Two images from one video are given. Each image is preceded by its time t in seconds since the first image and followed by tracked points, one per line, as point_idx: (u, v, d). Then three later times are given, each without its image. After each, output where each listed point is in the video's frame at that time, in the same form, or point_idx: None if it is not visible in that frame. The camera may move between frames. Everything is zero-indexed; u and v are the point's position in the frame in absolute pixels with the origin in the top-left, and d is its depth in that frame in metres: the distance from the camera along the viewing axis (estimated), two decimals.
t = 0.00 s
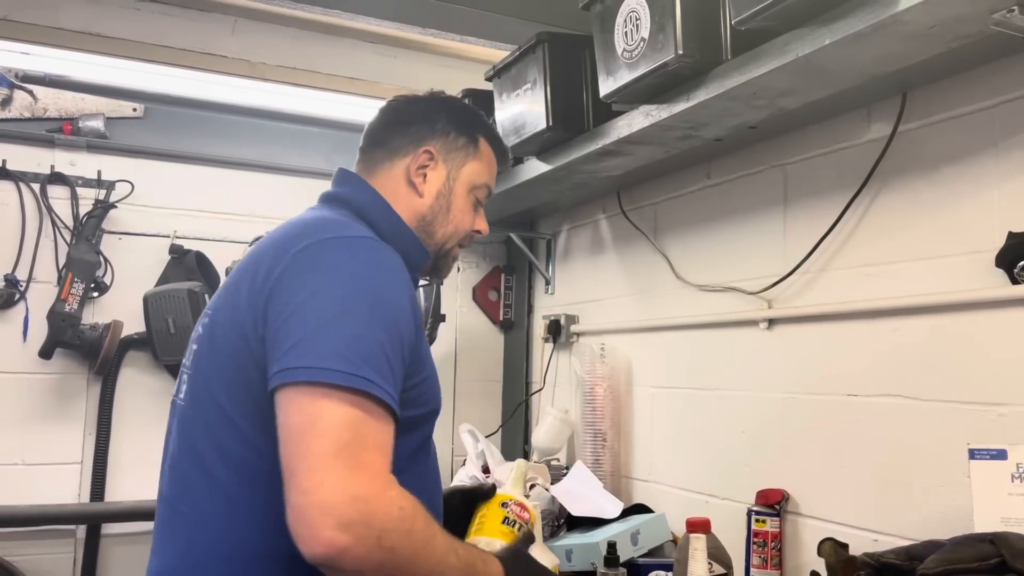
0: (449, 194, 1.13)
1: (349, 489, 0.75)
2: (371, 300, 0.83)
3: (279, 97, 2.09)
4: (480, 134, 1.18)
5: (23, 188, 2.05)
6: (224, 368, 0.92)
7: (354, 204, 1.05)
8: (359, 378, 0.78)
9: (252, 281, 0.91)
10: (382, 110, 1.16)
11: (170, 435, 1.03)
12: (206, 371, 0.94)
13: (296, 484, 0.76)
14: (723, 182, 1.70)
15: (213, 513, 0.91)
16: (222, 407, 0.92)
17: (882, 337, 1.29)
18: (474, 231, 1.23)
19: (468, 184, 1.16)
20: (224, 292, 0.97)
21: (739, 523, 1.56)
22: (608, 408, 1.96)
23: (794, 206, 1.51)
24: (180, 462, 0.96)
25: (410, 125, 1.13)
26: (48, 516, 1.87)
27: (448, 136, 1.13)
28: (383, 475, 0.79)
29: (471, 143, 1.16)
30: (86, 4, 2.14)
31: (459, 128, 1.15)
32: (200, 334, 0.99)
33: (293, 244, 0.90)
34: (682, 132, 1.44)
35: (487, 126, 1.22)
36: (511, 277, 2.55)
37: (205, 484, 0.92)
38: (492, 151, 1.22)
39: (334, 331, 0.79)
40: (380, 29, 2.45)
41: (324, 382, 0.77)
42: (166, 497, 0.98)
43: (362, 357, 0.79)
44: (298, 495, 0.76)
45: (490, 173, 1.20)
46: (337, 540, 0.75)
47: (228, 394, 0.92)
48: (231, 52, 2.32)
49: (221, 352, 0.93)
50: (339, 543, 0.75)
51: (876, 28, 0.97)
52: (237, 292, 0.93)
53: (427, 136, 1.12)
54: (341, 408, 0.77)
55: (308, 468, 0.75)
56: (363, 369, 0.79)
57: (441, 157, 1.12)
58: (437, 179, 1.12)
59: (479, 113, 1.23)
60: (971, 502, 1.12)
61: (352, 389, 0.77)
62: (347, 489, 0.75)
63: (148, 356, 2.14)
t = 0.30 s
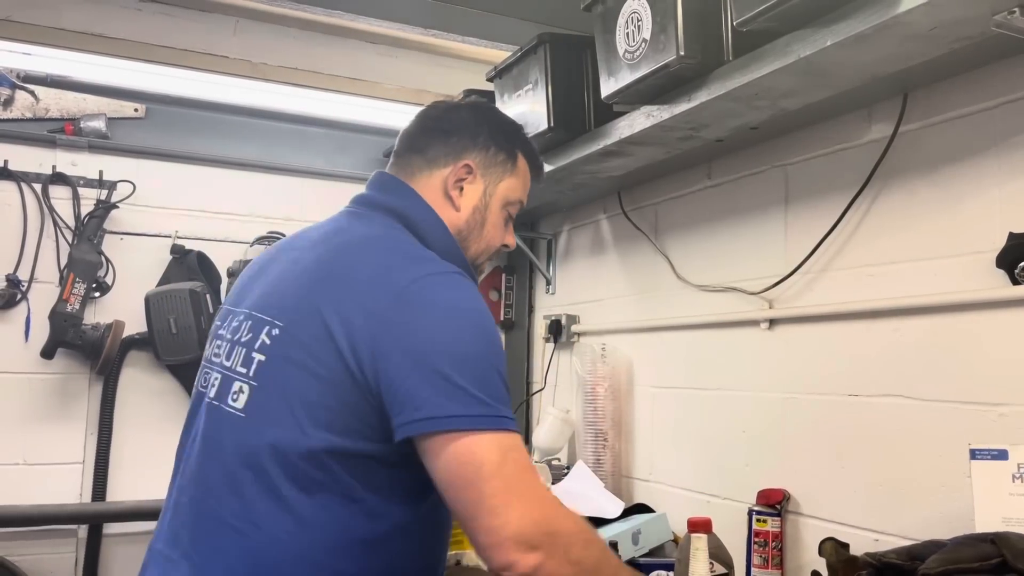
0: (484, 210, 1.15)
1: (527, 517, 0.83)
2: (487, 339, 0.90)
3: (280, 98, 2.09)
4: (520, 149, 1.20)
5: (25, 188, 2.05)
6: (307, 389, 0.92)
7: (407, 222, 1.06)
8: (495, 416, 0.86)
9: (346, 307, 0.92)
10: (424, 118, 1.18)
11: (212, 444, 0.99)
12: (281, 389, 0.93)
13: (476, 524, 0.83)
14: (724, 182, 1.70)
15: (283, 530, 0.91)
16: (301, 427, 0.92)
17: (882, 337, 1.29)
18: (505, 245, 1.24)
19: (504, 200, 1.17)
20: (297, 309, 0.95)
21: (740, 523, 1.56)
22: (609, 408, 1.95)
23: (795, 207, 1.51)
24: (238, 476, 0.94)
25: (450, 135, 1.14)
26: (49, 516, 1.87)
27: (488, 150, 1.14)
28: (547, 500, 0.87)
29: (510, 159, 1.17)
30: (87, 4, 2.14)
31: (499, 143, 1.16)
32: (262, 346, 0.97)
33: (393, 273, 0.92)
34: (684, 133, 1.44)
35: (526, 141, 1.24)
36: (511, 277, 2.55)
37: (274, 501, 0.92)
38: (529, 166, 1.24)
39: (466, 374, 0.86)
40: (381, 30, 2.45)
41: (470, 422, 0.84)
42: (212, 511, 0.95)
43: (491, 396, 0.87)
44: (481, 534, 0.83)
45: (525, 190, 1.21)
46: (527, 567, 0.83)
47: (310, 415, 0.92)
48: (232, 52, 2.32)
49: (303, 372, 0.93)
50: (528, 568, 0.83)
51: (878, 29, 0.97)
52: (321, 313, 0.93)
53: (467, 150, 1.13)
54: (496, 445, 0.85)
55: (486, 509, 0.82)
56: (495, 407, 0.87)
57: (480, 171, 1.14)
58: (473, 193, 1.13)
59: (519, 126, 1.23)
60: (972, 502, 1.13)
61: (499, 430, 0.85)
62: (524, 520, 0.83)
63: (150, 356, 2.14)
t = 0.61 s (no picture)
0: (501, 215, 1.16)
1: (592, 509, 0.90)
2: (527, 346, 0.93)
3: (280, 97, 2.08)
4: (538, 153, 1.21)
5: (25, 186, 2.05)
6: (345, 397, 0.92)
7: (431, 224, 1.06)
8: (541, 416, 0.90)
9: (385, 314, 0.92)
10: (441, 116, 1.17)
11: (239, 452, 0.97)
12: (318, 398, 0.93)
13: (547, 521, 0.88)
14: (724, 181, 1.71)
15: (321, 537, 0.91)
16: (338, 435, 0.92)
17: (882, 335, 1.30)
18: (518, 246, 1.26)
19: (520, 204, 1.19)
20: (332, 317, 0.95)
21: (739, 520, 1.56)
22: (608, 407, 1.95)
23: (795, 205, 1.51)
24: (271, 483, 0.94)
25: (471, 139, 1.14)
26: (50, 514, 1.88)
27: (506, 155, 1.14)
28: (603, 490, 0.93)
29: (527, 164, 1.18)
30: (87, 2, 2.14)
31: (517, 147, 1.16)
32: (295, 354, 0.96)
33: (431, 281, 0.93)
34: (684, 131, 1.44)
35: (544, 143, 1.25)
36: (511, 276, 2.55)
37: (308, 509, 0.91)
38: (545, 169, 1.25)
39: (509, 379, 0.89)
40: (382, 28, 2.46)
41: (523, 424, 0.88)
42: (241, 519, 0.94)
43: (535, 397, 0.91)
44: (553, 530, 0.88)
45: (540, 193, 1.23)
46: (595, 556, 0.90)
47: (348, 423, 0.92)
48: (232, 51, 2.32)
49: (338, 380, 0.93)
50: (594, 556, 0.90)
51: (878, 27, 0.97)
52: (358, 320, 0.93)
53: (487, 154, 1.13)
54: (558, 443, 0.90)
55: (556, 506, 0.88)
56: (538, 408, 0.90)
57: (498, 177, 1.14)
58: (492, 199, 1.14)
59: (536, 125, 1.22)
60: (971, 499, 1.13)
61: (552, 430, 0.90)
62: (589, 512, 0.89)
63: (150, 354, 2.14)
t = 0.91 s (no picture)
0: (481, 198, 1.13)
1: (445, 523, 0.79)
2: (448, 326, 0.84)
3: (279, 94, 2.11)
4: (518, 134, 1.17)
5: (22, 184, 2.05)
6: (278, 382, 0.91)
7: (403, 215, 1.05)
8: (442, 408, 0.81)
9: (317, 300, 0.91)
10: (420, 108, 1.17)
11: (210, 441, 1.00)
12: (258, 385, 0.93)
13: (383, 523, 0.81)
14: (720, 179, 1.71)
15: (268, 527, 0.91)
16: (276, 420, 0.91)
17: (878, 333, 1.30)
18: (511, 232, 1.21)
19: (503, 186, 1.15)
20: (278, 302, 0.95)
21: (735, 517, 1.57)
22: (605, 404, 1.96)
23: (791, 202, 1.51)
24: (229, 471, 0.95)
25: (444, 124, 1.12)
26: (48, 511, 1.88)
27: (481, 136, 1.12)
28: (471, 504, 0.81)
29: (506, 144, 1.14)
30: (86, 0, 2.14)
31: (493, 127, 1.13)
32: (246, 342, 0.97)
33: (358, 263, 0.90)
34: (680, 129, 1.44)
35: (526, 124, 1.20)
36: (509, 274, 2.55)
37: (261, 495, 0.92)
38: (532, 153, 1.20)
39: (415, 358, 0.81)
40: (380, 26, 2.46)
41: (412, 416, 0.80)
42: (207, 508, 0.97)
43: (445, 388, 0.82)
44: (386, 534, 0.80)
45: (527, 174, 1.18)
46: None
47: (283, 408, 0.91)
48: (230, 49, 2.32)
49: (273, 364, 0.92)
50: (437, 575, 0.79)
51: (873, 24, 0.98)
52: (296, 306, 0.92)
53: (460, 137, 1.11)
54: (430, 443, 0.80)
55: (389, 510, 0.79)
56: (445, 399, 0.81)
57: (473, 158, 1.11)
58: (468, 181, 1.11)
59: (516, 108, 1.20)
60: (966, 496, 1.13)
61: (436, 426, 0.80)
62: (442, 523, 0.79)
63: (148, 352, 2.14)
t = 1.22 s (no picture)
0: (389, 164, 1.15)
1: (205, 466, 0.72)
2: (267, 287, 0.81)
3: (278, 93, 2.12)
4: (429, 91, 1.15)
5: (21, 182, 2.05)
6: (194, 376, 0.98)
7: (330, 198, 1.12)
8: (231, 367, 0.75)
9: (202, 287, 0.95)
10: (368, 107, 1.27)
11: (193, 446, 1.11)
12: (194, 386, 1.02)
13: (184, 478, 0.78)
14: (719, 178, 1.71)
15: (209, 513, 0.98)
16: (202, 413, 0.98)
17: (876, 332, 1.30)
18: (452, 189, 1.16)
19: (411, 144, 1.14)
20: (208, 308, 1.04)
21: (733, 516, 1.57)
22: (604, 404, 1.96)
23: (789, 202, 1.51)
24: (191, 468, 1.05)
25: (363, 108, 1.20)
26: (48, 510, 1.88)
27: (381, 105, 1.16)
28: (225, 443, 0.73)
29: (403, 103, 1.15)
30: None
31: (392, 92, 1.16)
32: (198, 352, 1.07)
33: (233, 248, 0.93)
34: (678, 128, 1.44)
35: (447, 81, 1.16)
36: (508, 273, 2.55)
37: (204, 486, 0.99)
38: (455, 108, 1.16)
39: (224, 319, 0.80)
40: (380, 25, 2.46)
41: (202, 372, 0.76)
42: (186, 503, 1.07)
43: (240, 347, 0.76)
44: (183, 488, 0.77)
45: (440, 124, 1.14)
46: (197, 526, 0.73)
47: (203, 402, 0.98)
48: (229, 47, 2.31)
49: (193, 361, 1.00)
50: (206, 523, 0.73)
51: (870, 24, 0.98)
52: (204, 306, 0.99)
53: (367, 115, 1.18)
54: (209, 396, 0.76)
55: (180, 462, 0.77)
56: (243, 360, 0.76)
57: (377, 130, 1.16)
58: (375, 153, 1.16)
59: (435, 65, 1.19)
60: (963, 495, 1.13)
61: (222, 382, 0.75)
62: (199, 467, 0.73)
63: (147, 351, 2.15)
